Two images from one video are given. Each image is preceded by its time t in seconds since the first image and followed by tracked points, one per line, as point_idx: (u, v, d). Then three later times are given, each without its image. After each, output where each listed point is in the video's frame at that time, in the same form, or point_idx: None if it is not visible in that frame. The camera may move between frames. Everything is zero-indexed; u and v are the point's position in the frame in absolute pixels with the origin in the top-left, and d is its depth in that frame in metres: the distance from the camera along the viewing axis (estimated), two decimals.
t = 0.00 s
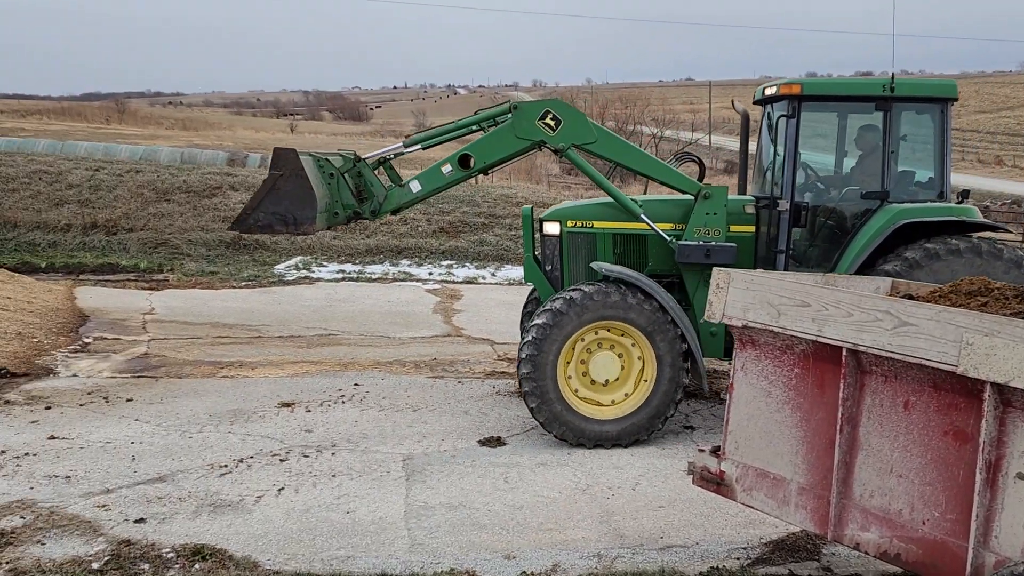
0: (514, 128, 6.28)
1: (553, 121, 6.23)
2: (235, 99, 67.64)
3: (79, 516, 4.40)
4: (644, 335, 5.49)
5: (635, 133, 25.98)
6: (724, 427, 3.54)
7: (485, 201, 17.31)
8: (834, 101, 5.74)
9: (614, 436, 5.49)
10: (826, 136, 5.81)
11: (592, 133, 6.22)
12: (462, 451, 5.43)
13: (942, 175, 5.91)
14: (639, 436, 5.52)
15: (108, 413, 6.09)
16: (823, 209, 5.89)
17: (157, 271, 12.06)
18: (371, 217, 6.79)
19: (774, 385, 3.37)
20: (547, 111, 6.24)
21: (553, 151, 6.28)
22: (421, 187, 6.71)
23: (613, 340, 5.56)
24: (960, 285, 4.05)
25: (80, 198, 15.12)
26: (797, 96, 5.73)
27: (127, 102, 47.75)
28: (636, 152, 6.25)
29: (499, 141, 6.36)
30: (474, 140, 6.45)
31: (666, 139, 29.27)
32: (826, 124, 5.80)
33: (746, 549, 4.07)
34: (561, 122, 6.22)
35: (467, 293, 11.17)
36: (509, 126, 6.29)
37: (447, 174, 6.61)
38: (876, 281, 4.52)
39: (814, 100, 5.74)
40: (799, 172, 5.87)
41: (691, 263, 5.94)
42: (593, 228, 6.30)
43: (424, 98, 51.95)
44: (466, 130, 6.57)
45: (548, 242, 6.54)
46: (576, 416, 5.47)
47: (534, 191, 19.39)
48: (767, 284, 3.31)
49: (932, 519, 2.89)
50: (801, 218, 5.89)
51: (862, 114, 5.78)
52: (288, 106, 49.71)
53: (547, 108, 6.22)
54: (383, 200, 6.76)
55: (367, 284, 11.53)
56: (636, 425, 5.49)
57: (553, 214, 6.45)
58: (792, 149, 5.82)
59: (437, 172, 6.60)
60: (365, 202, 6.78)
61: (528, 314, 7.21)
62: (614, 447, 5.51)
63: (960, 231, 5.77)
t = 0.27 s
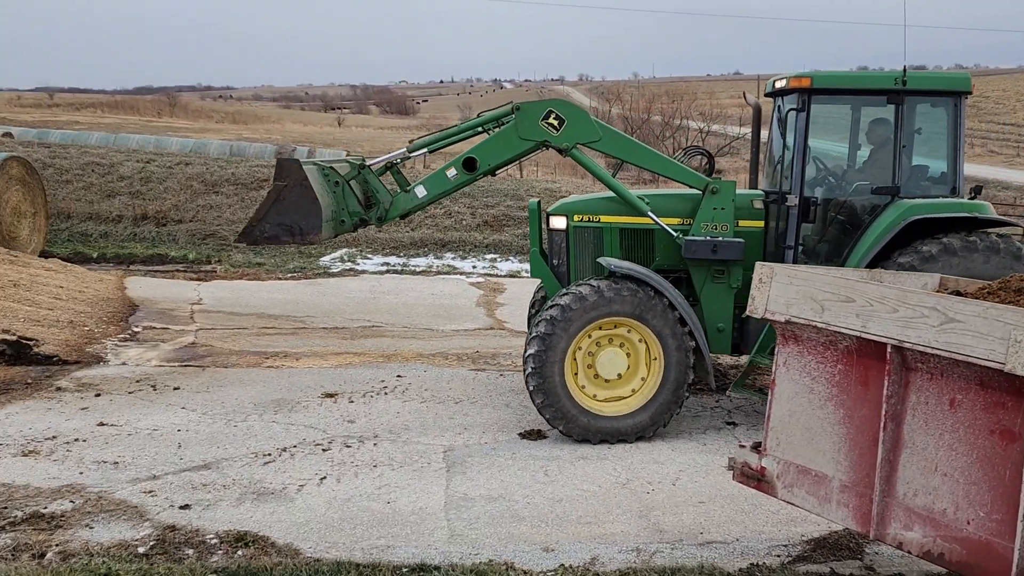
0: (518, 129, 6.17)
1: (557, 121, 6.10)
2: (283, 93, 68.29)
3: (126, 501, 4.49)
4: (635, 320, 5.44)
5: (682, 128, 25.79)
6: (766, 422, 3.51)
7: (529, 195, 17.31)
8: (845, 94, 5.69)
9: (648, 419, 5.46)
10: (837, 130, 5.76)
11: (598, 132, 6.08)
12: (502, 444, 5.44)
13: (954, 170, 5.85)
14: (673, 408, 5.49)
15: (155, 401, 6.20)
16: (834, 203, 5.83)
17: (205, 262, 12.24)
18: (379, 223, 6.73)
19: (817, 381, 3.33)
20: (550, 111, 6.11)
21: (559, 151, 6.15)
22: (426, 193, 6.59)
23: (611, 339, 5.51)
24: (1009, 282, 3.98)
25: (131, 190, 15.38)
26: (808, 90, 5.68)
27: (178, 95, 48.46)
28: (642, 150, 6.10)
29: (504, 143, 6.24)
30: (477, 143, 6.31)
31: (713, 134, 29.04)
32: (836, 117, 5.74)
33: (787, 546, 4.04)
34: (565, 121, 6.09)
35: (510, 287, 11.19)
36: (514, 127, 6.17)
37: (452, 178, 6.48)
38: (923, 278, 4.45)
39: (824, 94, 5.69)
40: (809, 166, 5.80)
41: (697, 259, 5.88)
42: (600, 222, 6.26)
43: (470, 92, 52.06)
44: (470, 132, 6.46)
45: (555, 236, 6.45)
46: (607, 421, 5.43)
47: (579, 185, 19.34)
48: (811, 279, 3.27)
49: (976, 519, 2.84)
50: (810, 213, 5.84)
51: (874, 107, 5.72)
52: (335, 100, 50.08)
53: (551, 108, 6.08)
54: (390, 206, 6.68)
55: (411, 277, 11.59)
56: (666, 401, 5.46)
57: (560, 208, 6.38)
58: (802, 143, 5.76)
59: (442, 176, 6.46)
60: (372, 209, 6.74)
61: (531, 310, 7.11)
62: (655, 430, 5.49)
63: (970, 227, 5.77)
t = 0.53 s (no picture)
0: (524, 128, 6.12)
1: (563, 118, 6.05)
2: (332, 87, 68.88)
3: (175, 487, 4.57)
4: (622, 311, 5.39)
5: (731, 122, 25.55)
6: (811, 419, 3.46)
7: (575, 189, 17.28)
8: (856, 87, 5.56)
9: (673, 393, 5.43)
10: (849, 123, 5.65)
11: (604, 128, 6.00)
12: (545, 437, 5.45)
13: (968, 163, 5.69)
14: (696, 374, 5.44)
15: (203, 390, 6.30)
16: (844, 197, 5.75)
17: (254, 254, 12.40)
18: (388, 227, 6.78)
19: (862, 378, 3.28)
20: (556, 108, 6.06)
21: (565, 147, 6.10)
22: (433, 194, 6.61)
23: (612, 341, 5.48)
24: None
25: (182, 182, 15.63)
26: (819, 82, 5.56)
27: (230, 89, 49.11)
28: (650, 145, 6.02)
29: (511, 142, 6.21)
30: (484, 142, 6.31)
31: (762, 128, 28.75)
32: (849, 110, 5.63)
33: (831, 544, 4.00)
34: (571, 118, 6.04)
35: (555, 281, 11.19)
36: (519, 125, 6.13)
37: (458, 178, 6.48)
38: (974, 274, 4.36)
39: (836, 87, 5.57)
40: (819, 159, 5.72)
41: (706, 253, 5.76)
42: (608, 215, 6.19)
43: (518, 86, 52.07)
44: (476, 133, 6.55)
45: (563, 229, 6.40)
46: (638, 415, 5.41)
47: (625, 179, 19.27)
48: (857, 274, 3.22)
49: None
50: (821, 206, 5.78)
51: (887, 99, 5.58)
52: (384, 94, 50.40)
53: (556, 105, 6.03)
54: (398, 209, 6.75)
55: (456, 270, 11.64)
56: (686, 370, 5.41)
57: (567, 200, 6.33)
58: (812, 136, 5.67)
59: (448, 176, 6.48)
60: (380, 212, 6.96)
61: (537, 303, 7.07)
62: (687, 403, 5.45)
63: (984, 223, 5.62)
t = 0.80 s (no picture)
0: (529, 128, 6.08)
1: (566, 117, 6.00)
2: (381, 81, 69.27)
3: (224, 475, 4.65)
4: (611, 313, 5.30)
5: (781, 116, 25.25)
6: (860, 415, 3.42)
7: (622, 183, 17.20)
8: (866, 78, 5.52)
9: (692, 363, 5.37)
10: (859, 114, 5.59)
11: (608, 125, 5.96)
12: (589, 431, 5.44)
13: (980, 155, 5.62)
14: (706, 335, 5.38)
15: (252, 380, 6.39)
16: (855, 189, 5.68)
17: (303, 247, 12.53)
18: (394, 232, 6.74)
19: (912, 375, 3.23)
20: (559, 107, 6.01)
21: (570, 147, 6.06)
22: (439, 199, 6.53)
23: (620, 346, 5.41)
24: None
25: (233, 175, 15.83)
26: (828, 74, 5.54)
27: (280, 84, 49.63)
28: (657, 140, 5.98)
29: (517, 143, 6.16)
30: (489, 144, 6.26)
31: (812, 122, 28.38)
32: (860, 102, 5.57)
33: (879, 544, 3.95)
34: (575, 117, 5.99)
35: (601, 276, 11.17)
36: (523, 126, 6.08)
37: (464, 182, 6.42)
38: None
39: (846, 78, 5.53)
40: (829, 151, 5.66)
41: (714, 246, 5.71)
42: (614, 209, 6.13)
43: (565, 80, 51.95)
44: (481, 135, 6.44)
45: (569, 223, 6.32)
46: (671, 399, 5.37)
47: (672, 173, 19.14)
48: (908, 270, 3.18)
49: None
50: (830, 199, 5.71)
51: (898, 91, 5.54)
52: (431, 88, 50.59)
53: (559, 105, 5.98)
54: (405, 215, 6.69)
55: (502, 263, 11.66)
56: (697, 337, 5.35)
57: (573, 195, 6.25)
58: (822, 128, 5.61)
59: (454, 181, 6.41)
60: (387, 219, 6.79)
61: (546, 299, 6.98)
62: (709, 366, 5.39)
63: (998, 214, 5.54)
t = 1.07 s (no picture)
0: (536, 129, 6.05)
1: (575, 117, 5.95)
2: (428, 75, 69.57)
3: (273, 465, 4.71)
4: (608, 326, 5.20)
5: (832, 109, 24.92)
6: (912, 414, 3.37)
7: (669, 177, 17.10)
8: (882, 70, 5.36)
9: (704, 332, 5.26)
10: (875, 107, 5.43)
11: (618, 123, 5.88)
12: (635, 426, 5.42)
13: (998, 148, 5.47)
14: (708, 300, 5.28)
15: (300, 372, 6.46)
16: (871, 182, 5.51)
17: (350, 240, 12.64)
18: (406, 239, 6.75)
19: (968, 373, 3.17)
20: (568, 107, 5.95)
21: (582, 146, 5.98)
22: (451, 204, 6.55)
23: (634, 353, 5.31)
24: None
25: (282, 169, 16.00)
26: (844, 66, 5.35)
27: (328, 79, 50.01)
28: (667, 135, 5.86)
29: (525, 146, 6.14)
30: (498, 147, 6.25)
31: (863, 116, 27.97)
32: (876, 94, 5.41)
33: (931, 544, 3.89)
34: (584, 116, 5.93)
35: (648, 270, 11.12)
36: (532, 127, 6.05)
37: (475, 185, 6.42)
38: None
39: (862, 70, 5.36)
40: (845, 145, 5.48)
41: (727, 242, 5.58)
42: (626, 203, 5.99)
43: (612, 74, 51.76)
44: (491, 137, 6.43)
45: (580, 216, 6.19)
46: (700, 376, 5.28)
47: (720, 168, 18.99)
48: (963, 266, 3.11)
49: None
50: (845, 193, 5.54)
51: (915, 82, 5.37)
52: (478, 82, 50.67)
53: (567, 104, 5.93)
54: (416, 221, 6.67)
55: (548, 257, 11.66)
56: (700, 306, 5.25)
57: (584, 187, 6.11)
58: (837, 121, 5.44)
59: (463, 185, 6.43)
60: (398, 226, 6.76)
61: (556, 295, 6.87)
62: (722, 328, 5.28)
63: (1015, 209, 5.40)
